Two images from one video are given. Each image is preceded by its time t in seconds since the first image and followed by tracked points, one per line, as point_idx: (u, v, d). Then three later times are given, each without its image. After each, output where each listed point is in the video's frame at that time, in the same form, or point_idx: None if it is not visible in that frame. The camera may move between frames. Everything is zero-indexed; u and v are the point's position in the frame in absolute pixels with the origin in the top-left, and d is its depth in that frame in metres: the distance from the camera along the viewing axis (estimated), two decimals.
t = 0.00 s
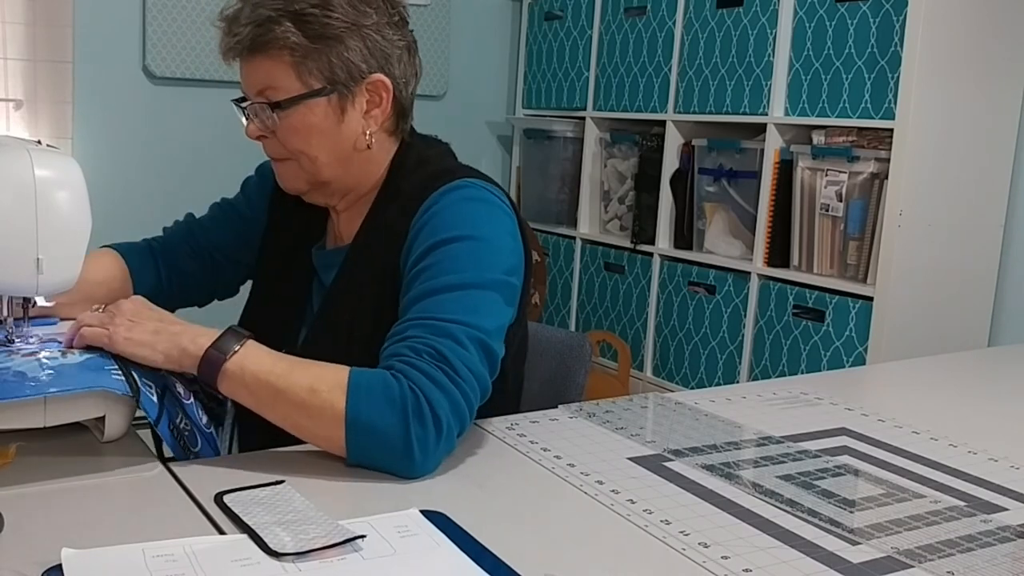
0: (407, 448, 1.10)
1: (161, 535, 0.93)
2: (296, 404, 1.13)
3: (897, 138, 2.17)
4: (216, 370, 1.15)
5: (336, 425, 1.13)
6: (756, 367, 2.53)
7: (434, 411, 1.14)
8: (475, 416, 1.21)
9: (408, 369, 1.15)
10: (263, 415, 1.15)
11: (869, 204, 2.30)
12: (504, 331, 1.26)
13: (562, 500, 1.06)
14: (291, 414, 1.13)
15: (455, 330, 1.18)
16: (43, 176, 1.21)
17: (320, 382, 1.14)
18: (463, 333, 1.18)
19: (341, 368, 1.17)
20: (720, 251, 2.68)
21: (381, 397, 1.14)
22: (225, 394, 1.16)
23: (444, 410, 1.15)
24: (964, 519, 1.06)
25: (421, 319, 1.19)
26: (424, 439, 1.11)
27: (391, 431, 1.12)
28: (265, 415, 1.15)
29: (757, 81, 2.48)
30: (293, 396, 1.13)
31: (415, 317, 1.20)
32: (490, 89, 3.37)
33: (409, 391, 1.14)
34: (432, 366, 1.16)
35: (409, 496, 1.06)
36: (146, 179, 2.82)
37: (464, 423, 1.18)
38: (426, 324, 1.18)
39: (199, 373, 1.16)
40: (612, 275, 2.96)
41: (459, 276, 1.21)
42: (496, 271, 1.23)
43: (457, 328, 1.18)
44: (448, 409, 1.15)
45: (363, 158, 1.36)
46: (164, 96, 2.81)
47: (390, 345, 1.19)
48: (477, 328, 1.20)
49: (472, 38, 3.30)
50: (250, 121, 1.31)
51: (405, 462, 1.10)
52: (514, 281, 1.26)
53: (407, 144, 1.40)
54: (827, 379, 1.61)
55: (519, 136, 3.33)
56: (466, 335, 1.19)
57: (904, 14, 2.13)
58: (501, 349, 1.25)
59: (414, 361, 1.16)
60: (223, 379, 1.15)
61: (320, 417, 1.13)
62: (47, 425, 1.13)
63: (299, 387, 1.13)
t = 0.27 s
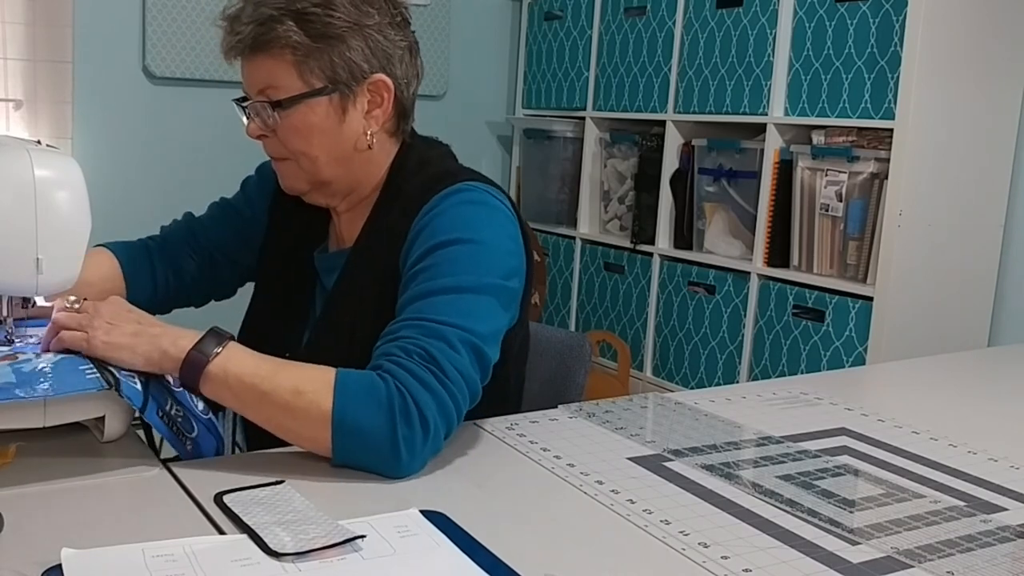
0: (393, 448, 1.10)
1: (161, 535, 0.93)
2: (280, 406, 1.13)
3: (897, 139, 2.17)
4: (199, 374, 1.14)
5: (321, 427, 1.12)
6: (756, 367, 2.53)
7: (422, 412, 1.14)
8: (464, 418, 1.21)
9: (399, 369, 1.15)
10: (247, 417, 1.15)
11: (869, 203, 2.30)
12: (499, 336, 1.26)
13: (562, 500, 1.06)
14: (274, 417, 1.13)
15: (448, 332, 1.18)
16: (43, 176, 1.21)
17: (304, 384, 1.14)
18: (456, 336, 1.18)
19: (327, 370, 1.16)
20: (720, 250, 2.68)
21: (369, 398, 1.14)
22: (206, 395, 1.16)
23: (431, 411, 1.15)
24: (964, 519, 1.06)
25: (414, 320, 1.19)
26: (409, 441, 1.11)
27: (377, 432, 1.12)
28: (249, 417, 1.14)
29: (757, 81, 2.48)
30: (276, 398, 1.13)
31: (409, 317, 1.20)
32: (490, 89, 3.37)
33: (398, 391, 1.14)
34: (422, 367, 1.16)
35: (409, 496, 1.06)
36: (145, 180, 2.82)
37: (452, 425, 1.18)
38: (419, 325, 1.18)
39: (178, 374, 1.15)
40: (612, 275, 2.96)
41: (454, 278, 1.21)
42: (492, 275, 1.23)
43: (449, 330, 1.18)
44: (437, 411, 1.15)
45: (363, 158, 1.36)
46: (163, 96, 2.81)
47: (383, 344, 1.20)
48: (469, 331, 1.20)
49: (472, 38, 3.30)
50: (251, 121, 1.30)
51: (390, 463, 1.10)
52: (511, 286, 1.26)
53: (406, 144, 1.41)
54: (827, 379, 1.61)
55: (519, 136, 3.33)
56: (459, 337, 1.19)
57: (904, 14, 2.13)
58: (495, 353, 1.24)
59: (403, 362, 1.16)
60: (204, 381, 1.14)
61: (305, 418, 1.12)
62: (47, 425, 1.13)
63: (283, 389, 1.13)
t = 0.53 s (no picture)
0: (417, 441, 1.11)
1: (162, 535, 0.93)
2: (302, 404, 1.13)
3: (897, 139, 2.17)
4: (222, 376, 1.14)
5: (343, 422, 1.13)
6: (756, 367, 2.53)
7: (438, 398, 1.14)
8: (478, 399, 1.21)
9: (407, 359, 1.15)
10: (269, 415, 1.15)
11: (869, 203, 2.30)
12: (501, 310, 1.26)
13: (562, 500, 1.06)
14: (297, 415, 1.13)
15: (452, 316, 1.17)
16: (44, 176, 1.21)
17: (326, 381, 1.14)
18: (458, 318, 1.17)
19: (343, 365, 1.16)
20: (720, 250, 2.68)
21: (383, 390, 1.14)
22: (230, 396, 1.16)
23: (446, 397, 1.15)
24: (964, 519, 1.06)
25: (415, 308, 1.18)
26: (430, 430, 1.12)
27: (399, 425, 1.12)
28: (272, 415, 1.15)
29: (757, 81, 2.48)
30: (298, 396, 1.13)
31: (410, 305, 1.19)
32: (490, 89, 3.37)
33: (411, 379, 1.14)
34: (430, 353, 1.15)
35: (409, 496, 1.06)
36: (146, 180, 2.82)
37: (471, 405, 1.18)
38: (422, 313, 1.18)
39: (204, 378, 1.15)
40: (612, 275, 2.96)
41: (446, 260, 1.20)
42: (483, 251, 1.23)
43: (451, 313, 1.18)
44: (451, 395, 1.16)
45: (355, 142, 1.37)
46: (164, 97, 2.81)
47: (389, 336, 1.19)
48: (474, 311, 1.19)
49: (471, 38, 3.30)
50: (243, 104, 1.31)
51: (414, 454, 1.12)
52: (504, 259, 1.25)
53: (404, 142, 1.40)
54: (827, 379, 1.61)
55: (519, 136, 3.33)
56: (463, 319, 1.18)
57: (904, 14, 2.13)
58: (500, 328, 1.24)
59: (412, 351, 1.15)
60: (228, 383, 1.15)
61: (326, 415, 1.13)
62: (48, 424, 1.14)
63: (304, 386, 1.13)
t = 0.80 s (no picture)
0: (415, 444, 1.11)
1: (162, 535, 0.93)
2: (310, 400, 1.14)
3: (897, 139, 2.17)
4: (235, 364, 1.15)
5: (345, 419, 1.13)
6: (756, 367, 2.53)
7: (437, 404, 1.14)
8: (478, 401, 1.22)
9: (406, 364, 1.15)
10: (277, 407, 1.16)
11: (869, 203, 2.30)
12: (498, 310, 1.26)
13: (562, 500, 1.06)
14: (303, 409, 1.14)
15: (448, 319, 1.18)
16: (44, 176, 1.21)
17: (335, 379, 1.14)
18: (456, 321, 1.18)
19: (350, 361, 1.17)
20: (720, 250, 2.68)
21: (383, 392, 1.14)
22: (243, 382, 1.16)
23: (445, 401, 1.15)
24: (964, 519, 1.06)
25: (412, 312, 1.19)
26: (427, 437, 1.11)
27: (398, 429, 1.12)
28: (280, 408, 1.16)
29: (757, 81, 2.48)
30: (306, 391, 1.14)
31: (407, 309, 1.19)
32: (490, 89, 3.37)
33: (410, 385, 1.14)
34: (429, 358, 1.16)
35: (410, 496, 1.06)
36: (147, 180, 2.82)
37: (470, 410, 1.19)
38: (419, 318, 1.18)
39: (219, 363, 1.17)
40: (612, 275, 2.96)
41: (441, 262, 1.20)
42: (479, 251, 1.23)
43: (447, 317, 1.18)
44: (450, 400, 1.16)
45: (340, 148, 1.37)
46: (163, 96, 2.81)
47: (387, 341, 1.19)
48: (470, 314, 1.19)
49: (471, 38, 3.30)
50: (225, 112, 1.31)
51: (412, 457, 1.11)
52: (500, 259, 1.26)
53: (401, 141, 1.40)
54: (828, 379, 1.61)
55: (519, 136, 3.33)
56: (459, 322, 1.18)
57: (904, 14, 2.13)
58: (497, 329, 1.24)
59: (410, 357, 1.15)
60: (241, 371, 1.15)
61: (331, 413, 1.13)
62: (48, 425, 1.14)
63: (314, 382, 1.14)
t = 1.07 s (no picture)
0: (412, 446, 1.11)
1: (162, 535, 0.93)
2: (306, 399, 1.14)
3: (897, 138, 2.17)
4: (230, 365, 1.16)
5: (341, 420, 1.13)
6: (756, 367, 2.53)
7: (435, 406, 1.14)
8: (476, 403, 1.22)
9: (405, 365, 1.15)
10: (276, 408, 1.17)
11: (869, 203, 2.30)
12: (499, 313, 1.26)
13: (562, 500, 1.06)
14: (300, 409, 1.14)
15: (448, 322, 1.18)
16: (44, 176, 1.21)
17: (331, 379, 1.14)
18: (456, 324, 1.18)
19: (346, 362, 1.17)
20: (720, 250, 2.68)
21: (381, 394, 1.14)
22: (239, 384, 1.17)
23: (443, 403, 1.15)
24: (964, 519, 1.06)
25: (413, 312, 1.19)
26: (425, 437, 1.11)
27: (394, 430, 1.12)
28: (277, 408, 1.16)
29: (757, 81, 2.48)
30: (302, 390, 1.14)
31: (408, 310, 1.20)
32: (490, 90, 3.37)
33: (409, 388, 1.14)
34: (429, 360, 1.16)
35: (410, 496, 1.06)
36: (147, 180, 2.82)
37: (468, 413, 1.19)
38: (420, 319, 1.18)
39: (213, 364, 1.17)
40: (612, 276, 2.96)
41: (444, 264, 1.20)
42: (483, 254, 1.23)
43: (448, 319, 1.18)
44: (449, 403, 1.16)
45: (339, 148, 1.36)
46: (163, 96, 2.81)
47: (387, 340, 1.20)
48: (470, 317, 1.20)
49: (471, 38, 3.30)
50: (225, 116, 1.32)
51: (408, 459, 1.11)
52: (504, 262, 1.26)
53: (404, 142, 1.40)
54: (828, 379, 1.61)
55: (519, 136, 3.33)
56: (460, 325, 1.18)
57: (905, 14, 2.13)
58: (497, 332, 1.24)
59: (409, 358, 1.16)
60: (236, 371, 1.16)
61: (327, 413, 1.13)
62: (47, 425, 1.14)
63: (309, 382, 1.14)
